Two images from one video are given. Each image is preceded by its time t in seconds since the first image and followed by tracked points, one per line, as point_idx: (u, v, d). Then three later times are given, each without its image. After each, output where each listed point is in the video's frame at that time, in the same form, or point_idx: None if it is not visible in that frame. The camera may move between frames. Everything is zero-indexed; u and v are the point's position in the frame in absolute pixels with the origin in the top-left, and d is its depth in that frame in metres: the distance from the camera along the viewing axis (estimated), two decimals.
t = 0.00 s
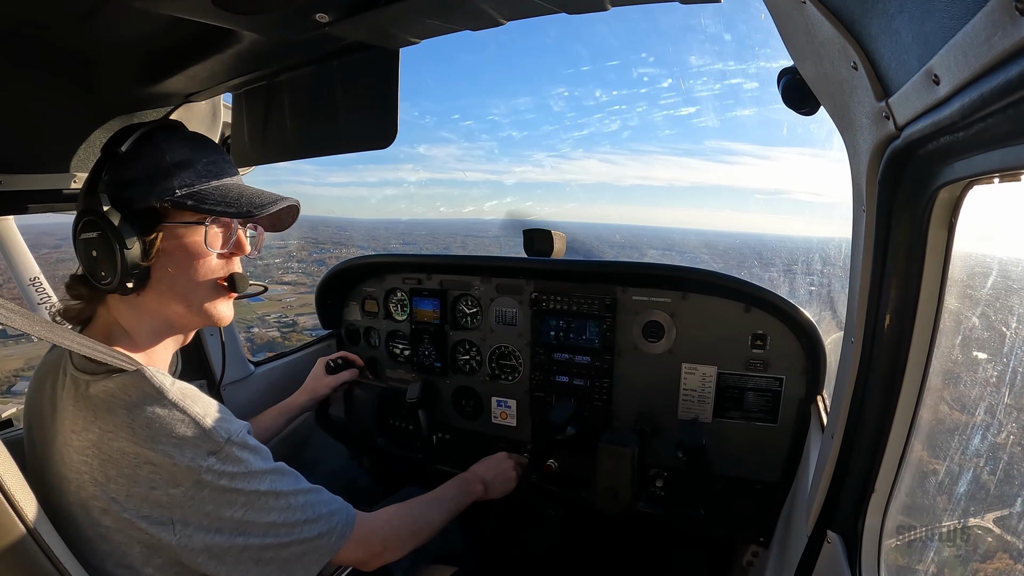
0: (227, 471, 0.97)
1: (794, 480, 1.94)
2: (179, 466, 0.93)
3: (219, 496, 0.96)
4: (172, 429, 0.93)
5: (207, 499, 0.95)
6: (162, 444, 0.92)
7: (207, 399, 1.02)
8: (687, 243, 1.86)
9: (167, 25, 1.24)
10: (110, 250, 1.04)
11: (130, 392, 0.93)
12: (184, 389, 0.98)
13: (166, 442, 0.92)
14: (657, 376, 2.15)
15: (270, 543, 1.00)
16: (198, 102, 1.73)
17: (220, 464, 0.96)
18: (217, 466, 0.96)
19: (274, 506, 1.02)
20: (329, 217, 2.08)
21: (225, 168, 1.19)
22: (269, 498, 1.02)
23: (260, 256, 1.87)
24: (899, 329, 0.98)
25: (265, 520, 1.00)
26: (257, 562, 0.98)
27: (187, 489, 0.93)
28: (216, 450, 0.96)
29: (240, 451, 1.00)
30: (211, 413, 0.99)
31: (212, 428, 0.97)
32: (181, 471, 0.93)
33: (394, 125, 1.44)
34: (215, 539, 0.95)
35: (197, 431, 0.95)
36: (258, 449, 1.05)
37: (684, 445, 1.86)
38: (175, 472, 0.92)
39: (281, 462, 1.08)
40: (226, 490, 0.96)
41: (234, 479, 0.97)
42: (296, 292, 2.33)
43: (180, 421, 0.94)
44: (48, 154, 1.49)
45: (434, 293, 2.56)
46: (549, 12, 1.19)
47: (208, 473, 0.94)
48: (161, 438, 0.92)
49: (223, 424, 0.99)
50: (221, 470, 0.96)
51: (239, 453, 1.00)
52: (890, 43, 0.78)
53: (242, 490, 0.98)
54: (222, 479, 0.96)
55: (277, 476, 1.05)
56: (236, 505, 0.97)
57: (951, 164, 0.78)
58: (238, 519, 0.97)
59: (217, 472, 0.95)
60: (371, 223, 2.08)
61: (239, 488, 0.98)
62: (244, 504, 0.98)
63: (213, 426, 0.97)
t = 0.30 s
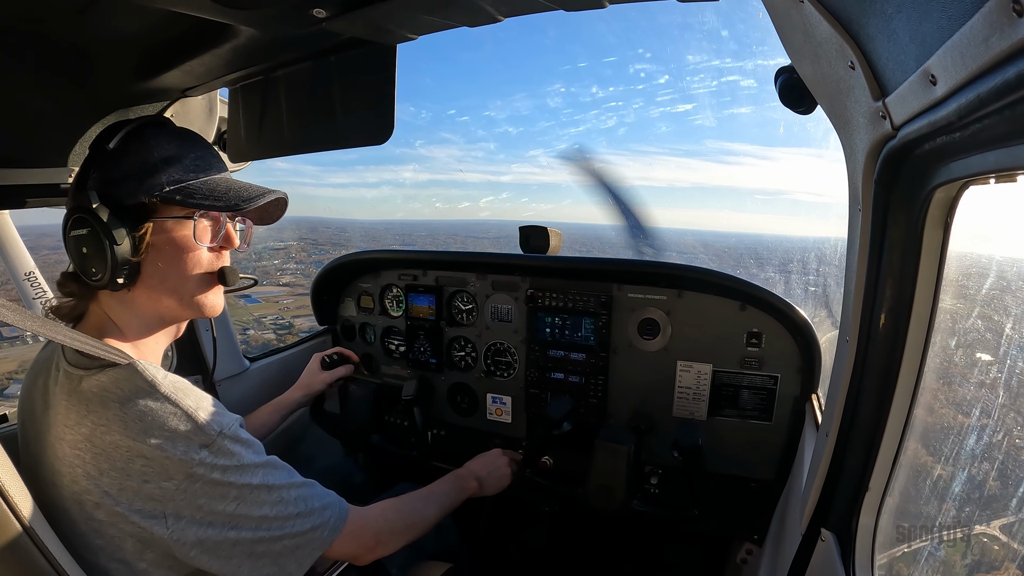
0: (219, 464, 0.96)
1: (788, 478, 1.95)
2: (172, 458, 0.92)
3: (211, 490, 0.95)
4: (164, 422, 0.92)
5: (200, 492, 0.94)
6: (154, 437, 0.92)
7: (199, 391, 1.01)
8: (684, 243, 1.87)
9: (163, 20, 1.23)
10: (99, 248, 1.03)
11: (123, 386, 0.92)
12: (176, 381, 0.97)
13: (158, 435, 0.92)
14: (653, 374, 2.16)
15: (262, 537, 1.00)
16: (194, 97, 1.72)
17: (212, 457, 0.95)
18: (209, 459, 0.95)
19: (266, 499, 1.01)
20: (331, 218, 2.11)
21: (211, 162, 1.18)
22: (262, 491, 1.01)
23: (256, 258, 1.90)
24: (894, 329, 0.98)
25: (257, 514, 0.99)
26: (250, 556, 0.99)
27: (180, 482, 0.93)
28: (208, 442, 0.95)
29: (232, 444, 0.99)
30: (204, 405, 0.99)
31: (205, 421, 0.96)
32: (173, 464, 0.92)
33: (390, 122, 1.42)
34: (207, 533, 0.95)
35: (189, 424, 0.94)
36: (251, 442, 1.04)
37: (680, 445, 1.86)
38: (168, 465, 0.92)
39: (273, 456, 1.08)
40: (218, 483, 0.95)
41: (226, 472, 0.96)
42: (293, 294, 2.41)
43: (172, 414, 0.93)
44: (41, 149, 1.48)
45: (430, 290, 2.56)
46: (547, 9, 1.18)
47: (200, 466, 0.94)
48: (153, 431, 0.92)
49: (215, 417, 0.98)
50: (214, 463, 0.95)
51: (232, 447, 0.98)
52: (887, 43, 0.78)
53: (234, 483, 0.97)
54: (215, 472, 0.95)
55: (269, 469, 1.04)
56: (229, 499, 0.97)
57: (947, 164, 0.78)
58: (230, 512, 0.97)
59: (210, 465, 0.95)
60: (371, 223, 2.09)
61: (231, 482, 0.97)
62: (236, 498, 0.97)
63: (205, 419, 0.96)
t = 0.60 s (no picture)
0: (215, 460, 0.96)
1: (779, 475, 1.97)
2: (168, 456, 0.92)
3: (207, 486, 0.95)
4: (160, 418, 0.92)
5: (195, 488, 0.94)
6: (150, 433, 0.91)
7: (195, 387, 1.01)
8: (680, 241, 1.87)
9: (159, 9, 1.22)
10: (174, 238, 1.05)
11: (118, 380, 0.91)
12: (172, 377, 0.97)
13: (153, 432, 0.91)
14: (647, 370, 2.16)
15: (257, 533, 1.00)
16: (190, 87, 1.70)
17: (208, 455, 0.95)
18: (205, 456, 0.94)
19: (261, 495, 1.01)
20: (332, 220, 2.23)
21: (191, 130, 1.13)
22: (257, 487, 1.01)
23: (254, 258, 2.01)
24: (887, 329, 0.99)
25: (252, 510, 0.99)
26: (245, 551, 0.99)
27: (176, 479, 0.93)
28: (205, 440, 0.95)
29: (228, 440, 0.99)
30: (201, 401, 0.98)
31: (201, 418, 0.96)
32: (169, 461, 0.92)
33: (388, 113, 1.40)
34: (203, 529, 0.95)
35: (186, 421, 0.94)
36: (246, 438, 1.04)
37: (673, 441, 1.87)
38: (163, 462, 0.92)
39: (269, 451, 1.08)
40: (213, 480, 0.95)
41: (222, 468, 0.96)
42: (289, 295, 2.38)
43: (168, 411, 0.93)
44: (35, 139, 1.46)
45: (425, 283, 2.55)
46: (547, 3, 1.18)
47: (195, 463, 0.94)
48: (149, 427, 0.91)
49: (212, 414, 0.98)
50: (209, 460, 0.95)
51: (228, 443, 0.98)
52: (886, 43, 0.78)
53: (230, 480, 0.97)
54: (210, 469, 0.95)
55: (264, 465, 1.04)
56: (224, 495, 0.96)
57: (943, 166, 0.79)
58: (226, 508, 0.97)
59: (205, 462, 0.94)
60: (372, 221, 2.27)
61: (227, 478, 0.97)
62: (232, 494, 0.97)
63: (202, 415, 0.96)
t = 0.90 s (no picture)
0: (215, 470, 0.95)
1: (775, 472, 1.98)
2: (167, 465, 0.91)
3: (206, 494, 0.95)
4: (159, 428, 0.91)
5: (195, 497, 0.94)
6: (150, 443, 0.91)
7: (195, 395, 1.00)
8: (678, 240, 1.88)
9: (155, 6, 1.21)
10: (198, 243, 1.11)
11: (115, 389, 0.91)
12: (171, 386, 0.96)
13: (153, 442, 0.91)
14: (644, 367, 2.17)
15: (257, 538, 1.00)
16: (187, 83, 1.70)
17: (208, 464, 0.95)
18: (205, 466, 0.94)
19: (261, 501, 1.01)
20: (331, 220, 2.19)
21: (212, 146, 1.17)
22: (257, 493, 1.01)
23: (250, 259, 2.08)
24: (884, 326, 0.99)
25: (252, 516, 0.99)
26: (244, 557, 0.98)
27: (175, 488, 0.93)
28: (205, 449, 0.95)
29: (228, 449, 0.99)
30: (202, 411, 0.98)
31: (201, 427, 0.95)
32: (169, 470, 0.92)
33: (384, 109, 1.39)
34: (202, 536, 0.94)
35: (186, 431, 0.93)
36: (246, 446, 1.03)
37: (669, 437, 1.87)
38: (163, 471, 0.91)
39: (269, 457, 1.07)
40: (214, 489, 0.95)
41: (222, 477, 0.96)
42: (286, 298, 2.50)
43: (168, 421, 0.92)
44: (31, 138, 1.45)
45: (422, 280, 2.55)
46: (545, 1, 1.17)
47: (195, 473, 0.93)
48: (149, 438, 0.91)
49: (211, 423, 0.97)
50: (210, 469, 0.95)
51: (228, 452, 0.98)
52: (882, 41, 0.78)
53: (230, 487, 0.97)
54: (210, 478, 0.95)
55: (264, 472, 1.04)
56: (223, 503, 0.96)
57: (940, 164, 0.79)
58: (225, 515, 0.96)
59: (206, 472, 0.94)
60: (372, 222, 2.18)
61: (227, 487, 0.96)
62: (231, 501, 0.97)
63: (202, 424, 0.95)
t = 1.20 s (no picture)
0: (216, 475, 0.95)
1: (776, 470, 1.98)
2: (168, 471, 0.91)
3: (207, 499, 0.95)
4: (159, 433, 0.91)
5: (196, 502, 0.94)
6: (150, 449, 0.91)
7: (196, 400, 1.00)
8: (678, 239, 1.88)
9: (152, 8, 1.21)
10: (191, 247, 1.09)
11: (115, 394, 0.91)
12: (171, 391, 0.96)
13: (154, 447, 0.91)
14: (644, 367, 2.17)
15: (258, 542, 1.00)
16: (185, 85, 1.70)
17: (209, 469, 0.95)
18: (205, 471, 0.94)
19: (261, 505, 1.01)
20: (331, 222, 2.17)
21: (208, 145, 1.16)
22: (257, 498, 1.01)
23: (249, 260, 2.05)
24: (883, 324, 1.00)
25: (252, 520, 0.99)
26: (245, 561, 0.98)
27: (176, 493, 0.93)
28: (206, 454, 0.95)
29: (229, 454, 0.98)
30: (201, 415, 0.98)
31: (202, 432, 0.95)
32: (170, 476, 0.92)
33: (382, 111, 1.39)
34: (203, 541, 0.94)
35: (185, 436, 0.93)
36: (247, 450, 1.03)
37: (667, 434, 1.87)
38: (163, 476, 0.91)
39: (269, 461, 1.07)
40: (214, 493, 0.95)
41: (222, 482, 0.96)
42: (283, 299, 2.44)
43: (168, 426, 0.92)
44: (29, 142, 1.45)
45: (421, 281, 2.55)
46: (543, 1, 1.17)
47: (196, 478, 0.93)
48: (149, 443, 0.91)
49: (211, 428, 0.97)
50: (210, 475, 0.95)
51: (229, 457, 0.98)
52: (880, 40, 0.78)
53: (231, 492, 0.97)
54: (211, 483, 0.95)
55: (264, 476, 1.04)
56: (224, 507, 0.96)
57: (938, 161, 0.79)
58: (226, 520, 0.96)
59: (206, 476, 0.94)
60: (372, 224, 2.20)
61: (227, 491, 0.96)
62: (232, 506, 0.97)
63: (201, 429, 0.95)
